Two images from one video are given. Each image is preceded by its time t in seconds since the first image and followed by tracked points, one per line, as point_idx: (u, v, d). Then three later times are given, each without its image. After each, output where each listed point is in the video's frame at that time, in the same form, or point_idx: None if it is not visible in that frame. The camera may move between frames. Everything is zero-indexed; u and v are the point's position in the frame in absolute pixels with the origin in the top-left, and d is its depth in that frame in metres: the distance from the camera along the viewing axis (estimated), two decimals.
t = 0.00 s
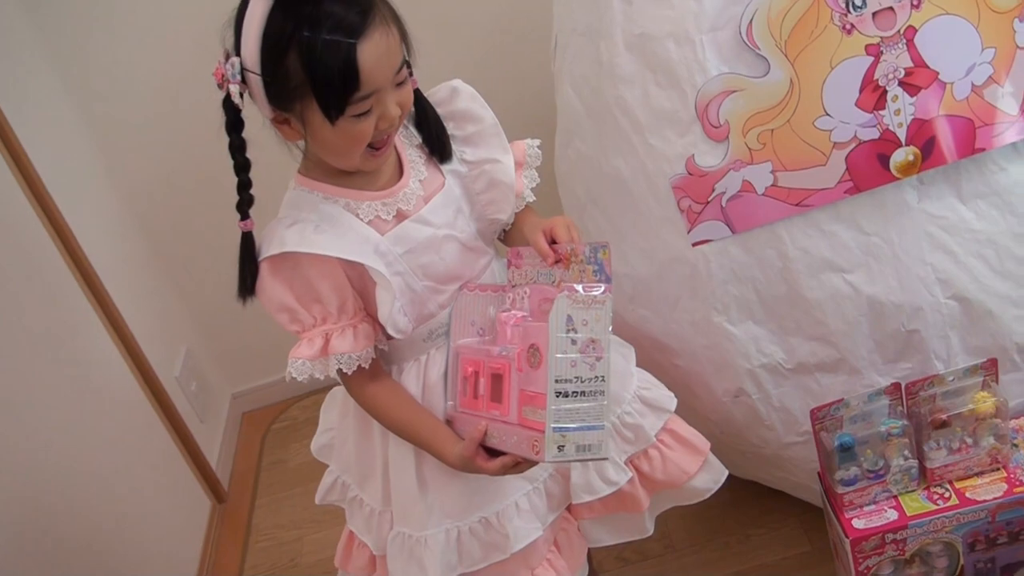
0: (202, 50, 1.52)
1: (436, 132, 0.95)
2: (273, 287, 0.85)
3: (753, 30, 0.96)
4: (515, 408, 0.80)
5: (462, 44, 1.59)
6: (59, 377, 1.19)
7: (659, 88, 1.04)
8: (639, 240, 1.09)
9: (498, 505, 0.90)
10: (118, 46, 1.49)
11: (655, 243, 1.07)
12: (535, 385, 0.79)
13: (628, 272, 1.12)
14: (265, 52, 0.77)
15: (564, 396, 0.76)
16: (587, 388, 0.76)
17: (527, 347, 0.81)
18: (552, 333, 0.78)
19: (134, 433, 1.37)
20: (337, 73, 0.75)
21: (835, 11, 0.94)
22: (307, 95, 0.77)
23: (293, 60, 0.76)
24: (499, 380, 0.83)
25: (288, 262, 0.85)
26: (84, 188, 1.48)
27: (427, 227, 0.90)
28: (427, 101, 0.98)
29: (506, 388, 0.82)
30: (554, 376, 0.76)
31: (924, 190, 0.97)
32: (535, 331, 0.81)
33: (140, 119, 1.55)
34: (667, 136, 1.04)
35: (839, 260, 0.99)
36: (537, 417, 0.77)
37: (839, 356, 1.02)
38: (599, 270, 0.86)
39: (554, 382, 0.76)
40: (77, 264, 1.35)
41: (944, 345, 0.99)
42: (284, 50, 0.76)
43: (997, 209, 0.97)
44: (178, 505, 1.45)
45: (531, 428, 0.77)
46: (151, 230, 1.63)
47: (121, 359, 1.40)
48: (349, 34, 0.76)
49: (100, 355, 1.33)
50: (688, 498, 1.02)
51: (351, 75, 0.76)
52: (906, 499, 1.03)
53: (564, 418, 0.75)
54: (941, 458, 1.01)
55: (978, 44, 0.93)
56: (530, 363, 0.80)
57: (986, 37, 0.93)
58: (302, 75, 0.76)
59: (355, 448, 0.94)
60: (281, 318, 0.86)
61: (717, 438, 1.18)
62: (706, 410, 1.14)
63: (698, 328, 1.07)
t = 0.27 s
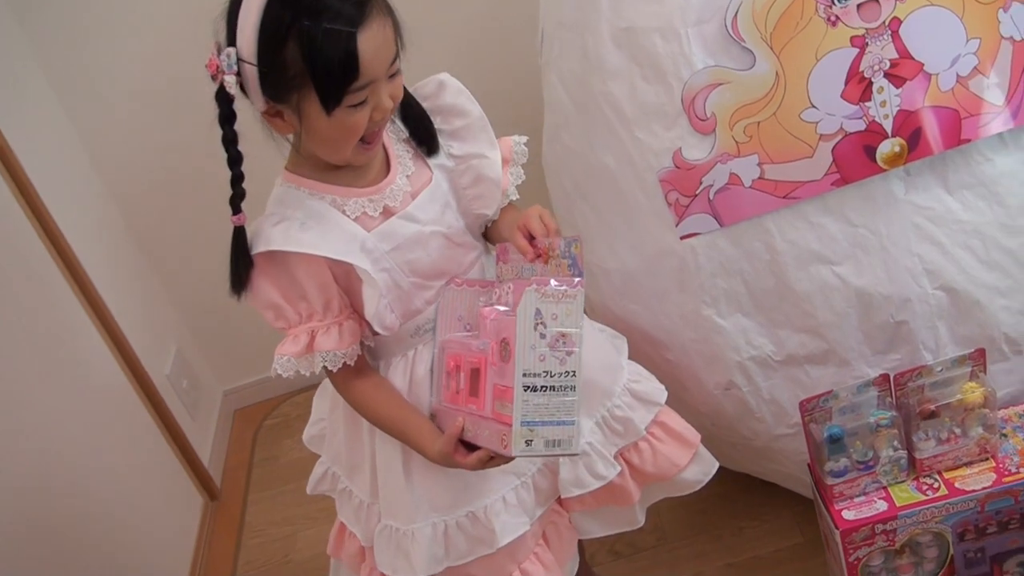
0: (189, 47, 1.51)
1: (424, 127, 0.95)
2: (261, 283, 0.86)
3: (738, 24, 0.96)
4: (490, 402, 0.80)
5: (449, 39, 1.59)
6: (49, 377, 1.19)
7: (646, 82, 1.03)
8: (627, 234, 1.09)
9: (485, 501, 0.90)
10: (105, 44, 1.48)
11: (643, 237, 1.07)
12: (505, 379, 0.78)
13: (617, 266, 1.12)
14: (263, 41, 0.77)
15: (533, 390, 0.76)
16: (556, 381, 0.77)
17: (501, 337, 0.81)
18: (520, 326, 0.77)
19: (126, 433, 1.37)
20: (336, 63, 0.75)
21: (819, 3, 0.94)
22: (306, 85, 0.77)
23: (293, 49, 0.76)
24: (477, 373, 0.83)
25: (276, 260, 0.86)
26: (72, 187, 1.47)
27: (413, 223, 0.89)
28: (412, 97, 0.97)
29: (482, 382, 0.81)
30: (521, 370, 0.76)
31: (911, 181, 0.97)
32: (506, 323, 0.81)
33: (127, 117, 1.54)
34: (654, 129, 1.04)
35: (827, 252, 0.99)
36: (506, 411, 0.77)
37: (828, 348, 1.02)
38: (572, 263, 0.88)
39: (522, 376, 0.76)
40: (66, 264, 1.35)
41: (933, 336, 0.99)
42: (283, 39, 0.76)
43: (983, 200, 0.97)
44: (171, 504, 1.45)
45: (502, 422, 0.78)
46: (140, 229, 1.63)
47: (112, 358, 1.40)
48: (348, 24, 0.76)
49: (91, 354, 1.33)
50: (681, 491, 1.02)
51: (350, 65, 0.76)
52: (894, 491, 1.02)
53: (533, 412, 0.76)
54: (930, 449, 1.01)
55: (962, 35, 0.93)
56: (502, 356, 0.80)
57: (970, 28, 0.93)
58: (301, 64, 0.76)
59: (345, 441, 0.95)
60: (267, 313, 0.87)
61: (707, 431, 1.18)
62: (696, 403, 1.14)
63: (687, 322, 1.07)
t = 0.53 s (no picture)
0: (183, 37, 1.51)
1: (421, 117, 0.94)
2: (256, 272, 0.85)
3: (734, 16, 0.96)
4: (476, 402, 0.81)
5: (443, 29, 1.59)
6: (43, 367, 1.18)
7: (641, 73, 1.03)
8: (621, 226, 1.09)
9: (478, 492, 0.90)
10: (98, 33, 1.47)
11: (637, 229, 1.07)
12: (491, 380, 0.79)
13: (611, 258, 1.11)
14: (263, 20, 0.76)
15: (517, 393, 0.77)
16: (542, 385, 0.78)
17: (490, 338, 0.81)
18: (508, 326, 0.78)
19: (119, 423, 1.36)
20: (337, 43, 0.75)
21: None
22: (305, 65, 0.76)
23: (292, 27, 0.75)
24: (466, 371, 0.83)
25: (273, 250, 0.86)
26: (66, 177, 1.47)
27: (408, 214, 0.89)
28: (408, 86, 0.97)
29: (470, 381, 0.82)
30: (506, 373, 0.77)
31: (905, 174, 0.97)
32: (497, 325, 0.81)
33: (121, 107, 1.53)
34: (649, 121, 1.03)
35: (821, 244, 0.99)
36: (490, 412, 0.78)
37: (822, 340, 1.02)
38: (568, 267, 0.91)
39: (507, 378, 0.77)
40: (58, 252, 1.34)
41: (926, 329, 0.99)
42: (282, 18, 0.75)
43: (978, 192, 0.97)
44: (165, 495, 1.45)
45: (485, 423, 0.78)
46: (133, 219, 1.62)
47: (105, 349, 1.39)
48: (349, 4, 0.75)
49: (83, 345, 1.32)
50: (671, 484, 1.02)
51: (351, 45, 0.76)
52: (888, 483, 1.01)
53: (517, 416, 0.77)
54: (923, 441, 1.00)
55: (958, 27, 0.93)
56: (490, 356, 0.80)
57: (965, 21, 0.93)
58: (301, 43, 0.75)
59: (337, 433, 0.94)
60: (260, 303, 0.86)
61: (700, 424, 1.17)
62: (689, 395, 1.14)
63: (681, 314, 1.07)
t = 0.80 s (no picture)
0: None
1: (394, 79, 0.92)
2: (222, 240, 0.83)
3: None
4: (463, 393, 0.79)
5: None
6: (11, 337, 1.16)
7: (620, 34, 1.01)
8: (600, 189, 1.07)
9: (452, 458, 0.89)
10: None
11: (616, 193, 1.05)
12: (485, 382, 0.77)
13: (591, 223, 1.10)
14: None
15: (513, 402, 0.75)
16: (537, 394, 0.76)
17: (484, 342, 0.79)
18: (515, 341, 0.74)
19: (91, 393, 1.34)
20: None
21: None
22: (279, 11, 0.74)
23: None
24: (454, 358, 0.81)
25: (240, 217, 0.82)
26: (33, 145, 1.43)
27: (380, 178, 0.87)
28: (382, 48, 0.95)
29: (458, 372, 0.80)
30: (506, 384, 0.74)
31: (889, 136, 0.96)
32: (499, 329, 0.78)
33: (90, 72, 1.50)
34: (628, 83, 1.01)
35: (803, 208, 0.98)
36: (480, 413, 0.76)
37: (802, 305, 1.01)
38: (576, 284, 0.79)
39: (506, 389, 0.74)
40: (24, 216, 1.30)
41: (908, 294, 0.98)
42: None
43: (962, 155, 0.96)
44: (139, 466, 1.43)
45: (473, 422, 0.76)
46: (105, 187, 1.59)
47: (75, 318, 1.37)
48: None
49: (53, 314, 1.30)
50: (653, 449, 1.01)
51: None
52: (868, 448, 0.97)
53: (509, 424, 0.75)
54: (904, 406, 0.96)
55: None
56: (486, 358, 0.77)
57: None
58: None
59: (309, 401, 0.92)
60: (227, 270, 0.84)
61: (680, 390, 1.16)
62: (668, 362, 1.12)
63: (660, 279, 1.05)
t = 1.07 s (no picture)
0: None
1: None
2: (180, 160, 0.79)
3: None
4: (433, 323, 0.77)
5: None
6: None
7: None
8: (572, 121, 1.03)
9: (413, 390, 0.87)
10: None
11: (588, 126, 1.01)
12: (456, 311, 0.74)
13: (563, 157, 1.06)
14: None
15: (488, 331, 0.73)
16: (512, 323, 0.74)
17: (455, 270, 0.75)
18: (487, 268, 0.72)
19: (46, 311, 1.30)
20: None
21: None
22: None
23: None
24: (422, 288, 0.78)
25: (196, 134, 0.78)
26: None
27: (346, 101, 0.83)
28: None
29: (427, 301, 0.77)
30: (479, 313, 0.72)
31: (872, 77, 0.94)
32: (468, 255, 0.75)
33: None
34: (607, 11, 0.98)
35: (780, 148, 0.95)
36: (453, 343, 0.73)
37: (774, 248, 0.98)
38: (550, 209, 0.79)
39: (480, 317, 0.72)
40: None
41: (882, 240, 0.96)
42: None
43: (945, 99, 0.94)
44: (95, 389, 1.40)
45: (446, 353, 0.74)
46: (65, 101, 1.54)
47: (31, 233, 1.32)
48: None
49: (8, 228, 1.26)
50: (617, 385, 1.00)
51: None
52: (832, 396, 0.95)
53: (484, 354, 0.73)
54: (871, 353, 0.94)
55: None
56: (457, 286, 0.75)
57: None
58: None
59: (264, 329, 0.89)
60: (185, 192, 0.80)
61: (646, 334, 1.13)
62: (634, 303, 1.09)
63: (631, 217, 1.02)
